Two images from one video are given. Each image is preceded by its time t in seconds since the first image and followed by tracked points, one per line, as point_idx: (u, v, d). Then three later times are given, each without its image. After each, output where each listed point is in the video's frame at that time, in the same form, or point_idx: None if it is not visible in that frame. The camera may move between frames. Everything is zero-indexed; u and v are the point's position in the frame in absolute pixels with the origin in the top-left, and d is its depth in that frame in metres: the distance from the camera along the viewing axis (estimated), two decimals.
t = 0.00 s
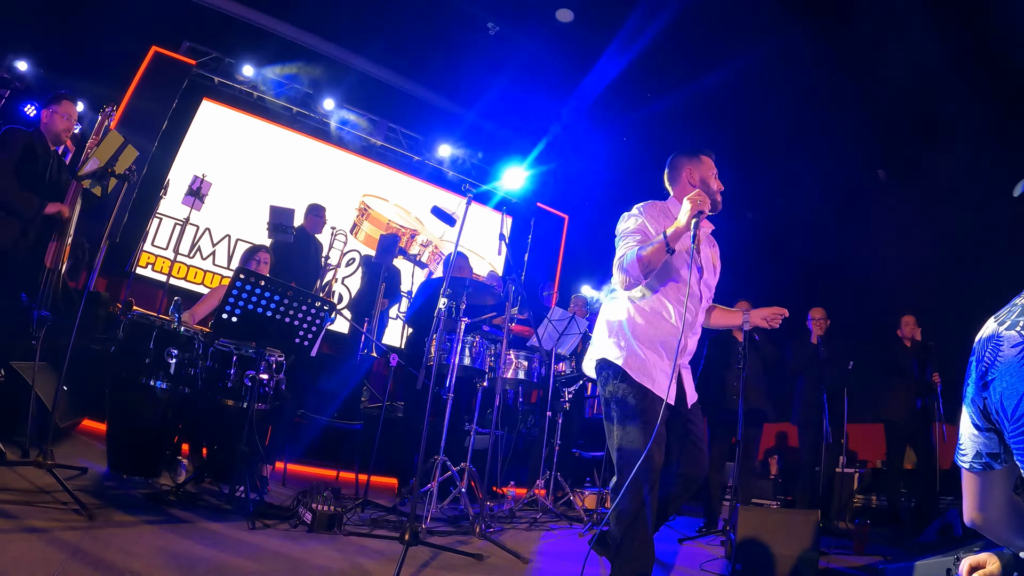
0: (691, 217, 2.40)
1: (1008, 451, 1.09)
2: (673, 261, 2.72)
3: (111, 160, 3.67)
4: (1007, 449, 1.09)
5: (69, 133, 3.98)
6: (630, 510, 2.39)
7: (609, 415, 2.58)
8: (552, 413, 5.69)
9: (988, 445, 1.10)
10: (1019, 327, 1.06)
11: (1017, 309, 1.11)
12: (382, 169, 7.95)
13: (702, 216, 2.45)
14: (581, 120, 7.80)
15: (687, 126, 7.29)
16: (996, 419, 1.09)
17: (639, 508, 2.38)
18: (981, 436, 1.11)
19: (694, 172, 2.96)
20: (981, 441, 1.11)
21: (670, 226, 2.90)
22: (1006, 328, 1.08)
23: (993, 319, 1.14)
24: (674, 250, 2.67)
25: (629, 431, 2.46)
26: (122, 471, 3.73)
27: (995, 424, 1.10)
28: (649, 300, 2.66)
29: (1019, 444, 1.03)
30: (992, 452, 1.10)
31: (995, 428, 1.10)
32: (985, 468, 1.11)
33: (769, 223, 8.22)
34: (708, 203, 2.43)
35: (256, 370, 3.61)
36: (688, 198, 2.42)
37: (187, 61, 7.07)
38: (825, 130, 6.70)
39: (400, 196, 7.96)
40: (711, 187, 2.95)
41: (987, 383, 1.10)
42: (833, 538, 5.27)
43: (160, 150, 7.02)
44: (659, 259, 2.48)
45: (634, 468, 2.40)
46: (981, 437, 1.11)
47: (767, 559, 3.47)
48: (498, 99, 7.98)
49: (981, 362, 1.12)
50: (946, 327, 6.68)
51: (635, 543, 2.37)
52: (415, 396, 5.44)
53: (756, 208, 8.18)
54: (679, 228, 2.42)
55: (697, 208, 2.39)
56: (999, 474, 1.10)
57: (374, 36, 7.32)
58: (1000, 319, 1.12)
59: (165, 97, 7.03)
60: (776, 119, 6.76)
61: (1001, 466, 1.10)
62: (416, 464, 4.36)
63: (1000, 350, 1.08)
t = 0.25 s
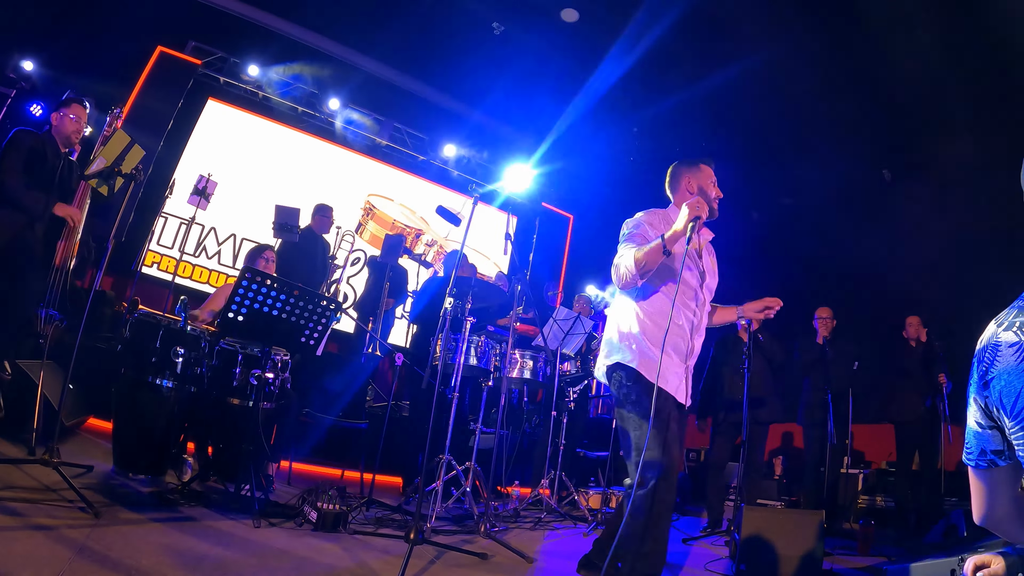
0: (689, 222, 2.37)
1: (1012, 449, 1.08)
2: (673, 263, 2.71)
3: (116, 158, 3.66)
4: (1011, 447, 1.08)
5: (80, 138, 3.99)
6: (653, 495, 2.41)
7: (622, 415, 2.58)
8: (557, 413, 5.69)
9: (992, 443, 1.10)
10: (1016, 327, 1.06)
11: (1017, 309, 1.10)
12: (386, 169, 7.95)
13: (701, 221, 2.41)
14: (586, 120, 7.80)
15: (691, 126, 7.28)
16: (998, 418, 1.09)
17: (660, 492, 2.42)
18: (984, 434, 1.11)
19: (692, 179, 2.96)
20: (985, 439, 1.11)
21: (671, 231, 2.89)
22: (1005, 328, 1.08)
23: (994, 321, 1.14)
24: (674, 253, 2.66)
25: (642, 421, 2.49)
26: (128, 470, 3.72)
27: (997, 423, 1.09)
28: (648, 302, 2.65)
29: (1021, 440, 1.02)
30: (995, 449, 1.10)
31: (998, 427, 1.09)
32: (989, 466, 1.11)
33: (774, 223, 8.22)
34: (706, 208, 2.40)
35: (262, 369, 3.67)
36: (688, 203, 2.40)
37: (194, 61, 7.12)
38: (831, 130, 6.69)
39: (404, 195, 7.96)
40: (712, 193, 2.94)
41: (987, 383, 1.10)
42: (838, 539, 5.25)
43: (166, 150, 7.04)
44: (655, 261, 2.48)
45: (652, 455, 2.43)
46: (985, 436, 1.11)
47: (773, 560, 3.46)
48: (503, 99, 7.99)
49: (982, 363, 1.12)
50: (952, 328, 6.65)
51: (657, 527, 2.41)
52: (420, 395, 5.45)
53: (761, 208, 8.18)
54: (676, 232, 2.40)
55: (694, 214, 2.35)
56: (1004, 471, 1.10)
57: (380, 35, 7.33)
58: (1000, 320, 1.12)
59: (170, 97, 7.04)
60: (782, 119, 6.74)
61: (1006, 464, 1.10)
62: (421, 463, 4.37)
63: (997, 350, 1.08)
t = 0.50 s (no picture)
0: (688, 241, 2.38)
1: (1007, 456, 1.09)
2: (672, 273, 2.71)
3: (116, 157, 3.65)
4: (1006, 454, 1.09)
5: (84, 138, 4.03)
6: (651, 498, 2.36)
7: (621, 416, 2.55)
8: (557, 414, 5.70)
9: (988, 450, 1.11)
10: (1007, 335, 1.08)
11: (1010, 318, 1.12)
12: (386, 169, 7.95)
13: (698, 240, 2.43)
14: (586, 121, 7.81)
15: (692, 127, 7.28)
16: (992, 425, 1.10)
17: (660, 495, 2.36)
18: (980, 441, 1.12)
19: (684, 194, 2.96)
20: (980, 446, 1.12)
21: (668, 242, 2.90)
22: (997, 336, 1.10)
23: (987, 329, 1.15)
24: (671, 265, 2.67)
25: (640, 420, 2.47)
26: (128, 470, 3.73)
27: (991, 431, 1.10)
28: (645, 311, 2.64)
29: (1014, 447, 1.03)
30: (990, 456, 1.11)
31: (992, 434, 1.10)
32: (984, 473, 1.12)
33: (774, 224, 8.23)
34: (704, 228, 2.41)
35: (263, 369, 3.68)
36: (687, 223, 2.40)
37: (194, 61, 7.11)
38: (831, 131, 6.69)
39: (405, 196, 7.97)
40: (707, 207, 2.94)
41: (980, 391, 1.12)
42: (837, 540, 5.26)
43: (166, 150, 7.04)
44: (653, 274, 2.49)
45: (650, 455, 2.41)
46: (980, 443, 1.12)
47: (773, 561, 3.46)
48: (503, 99, 8.00)
49: (976, 371, 1.13)
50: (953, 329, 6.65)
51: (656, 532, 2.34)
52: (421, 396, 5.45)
53: (761, 209, 8.19)
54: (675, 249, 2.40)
55: (693, 234, 2.37)
56: (1000, 478, 1.11)
57: (380, 36, 7.33)
58: (994, 328, 1.13)
59: (170, 97, 7.04)
60: (782, 120, 6.75)
61: (1002, 470, 1.10)
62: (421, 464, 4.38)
63: (989, 359, 1.09)
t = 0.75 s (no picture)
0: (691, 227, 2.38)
1: (1003, 453, 1.10)
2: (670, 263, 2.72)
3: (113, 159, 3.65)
4: (1002, 451, 1.10)
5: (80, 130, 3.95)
6: (649, 501, 2.34)
7: (619, 416, 2.56)
8: (556, 413, 5.70)
9: (984, 447, 1.12)
10: (999, 334, 1.08)
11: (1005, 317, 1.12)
12: (384, 169, 7.94)
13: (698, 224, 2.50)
14: (584, 120, 7.81)
15: (689, 125, 7.27)
16: (988, 424, 1.11)
17: (659, 499, 2.33)
18: (977, 439, 1.13)
19: (675, 188, 2.99)
20: (977, 444, 1.13)
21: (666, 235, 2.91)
22: (991, 335, 1.10)
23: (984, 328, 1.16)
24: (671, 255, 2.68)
25: (638, 427, 2.45)
26: (126, 471, 3.71)
27: (988, 429, 1.11)
28: (645, 302, 2.65)
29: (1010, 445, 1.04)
30: (987, 454, 1.11)
31: (988, 432, 1.11)
32: (982, 470, 1.13)
33: (772, 222, 8.25)
34: (705, 211, 2.49)
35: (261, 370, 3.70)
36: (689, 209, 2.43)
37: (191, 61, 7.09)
38: (828, 130, 6.70)
39: (402, 195, 7.96)
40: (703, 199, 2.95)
41: (975, 390, 1.12)
42: (836, 538, 5.26)
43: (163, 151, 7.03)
44: (655, 262, 2.49)
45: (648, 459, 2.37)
46: (976, 441, 1.13)
47: (772, 559, 3.46)
48: (500, 99, 8.00)
49: (971, 370, 1.14)
50: (950, 327, 6.66)
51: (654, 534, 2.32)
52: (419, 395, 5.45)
53: (759, 208, 8.20)
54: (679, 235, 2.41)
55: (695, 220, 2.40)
56: (996, 475, 1.12)
57: (378, 35, 7.33)
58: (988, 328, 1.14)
59: (167, 97, 7.03)
60: (780, 118, 6.75)
61: (998, 467, 1.11)
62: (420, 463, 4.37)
63: (983, 358, 1.10)
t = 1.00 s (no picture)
0: (680, 216, 2.40)
1: (997, 453, 1.09)
2: (666, 253, 2.71)
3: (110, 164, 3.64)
4: (997, 452, 1.09)
5: (70, 132, 3.87)
6: (639, 507, 2.35)
7: (614, 416, 2.56)
8: (554, 415, 5.70)
9: (978, 447, 1.11)
10: (992, 336, 1.07)
11: (999, 316, 1.11)
12: (381, 171, 7.93)
13: (691, 215, 2.44)
14: (581, 122, 7.82)
15: (686, 126, 7.28)
16: (980, 424, 1.10)
17: (648, 506, 2.35)
18: (970, 440, 1.12)
19: (670, 176, 2.95)
20: (971, 444, 1.13)
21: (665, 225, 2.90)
22: (984, 336, 1.09)
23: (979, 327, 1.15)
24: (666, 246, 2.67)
25: (634, 432, 2.44)
26: (125, 475, 3.71)
27: (981, 429, 1.10)
28: (641, 296, 2.66)
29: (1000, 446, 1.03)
30: (981, 454, 1.11)
31: (981, 432, 1.10)
32: (977, 469, 1.13)
33: (769, 222, 8.27)
34: (697, 202, 2.42)
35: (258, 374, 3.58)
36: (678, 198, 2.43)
37: (186, 64, 7.07)
38: (825, 130, 6.71)
39: (400, 197, 7.96)
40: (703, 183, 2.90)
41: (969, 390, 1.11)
42: (835, 537, 5.27)
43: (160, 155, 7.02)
44: (647, 255, 2.50)
45: (642, 467, 2.38)
46: (970, 441, 1.12)
47: (770, 559, 3.46)
48: (497, 100, 8.01)
49: (965, 371, 1.13)
50: (948, 326, 6.67)
51: (642, 540, 2.34)
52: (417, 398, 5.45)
53: (756, 207, 8.23)
54: (668, 226, 2.43)
55: (685, 208, 2.40)
56: (990, 475, 1.12)
57: (374, 38, 7.33)
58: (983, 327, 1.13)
59: (163, 100, 7.02)
60: (776, 118, 6.76)
61: (993, 468, 1.11)
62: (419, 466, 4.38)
63: (976, 360, 1.09)
